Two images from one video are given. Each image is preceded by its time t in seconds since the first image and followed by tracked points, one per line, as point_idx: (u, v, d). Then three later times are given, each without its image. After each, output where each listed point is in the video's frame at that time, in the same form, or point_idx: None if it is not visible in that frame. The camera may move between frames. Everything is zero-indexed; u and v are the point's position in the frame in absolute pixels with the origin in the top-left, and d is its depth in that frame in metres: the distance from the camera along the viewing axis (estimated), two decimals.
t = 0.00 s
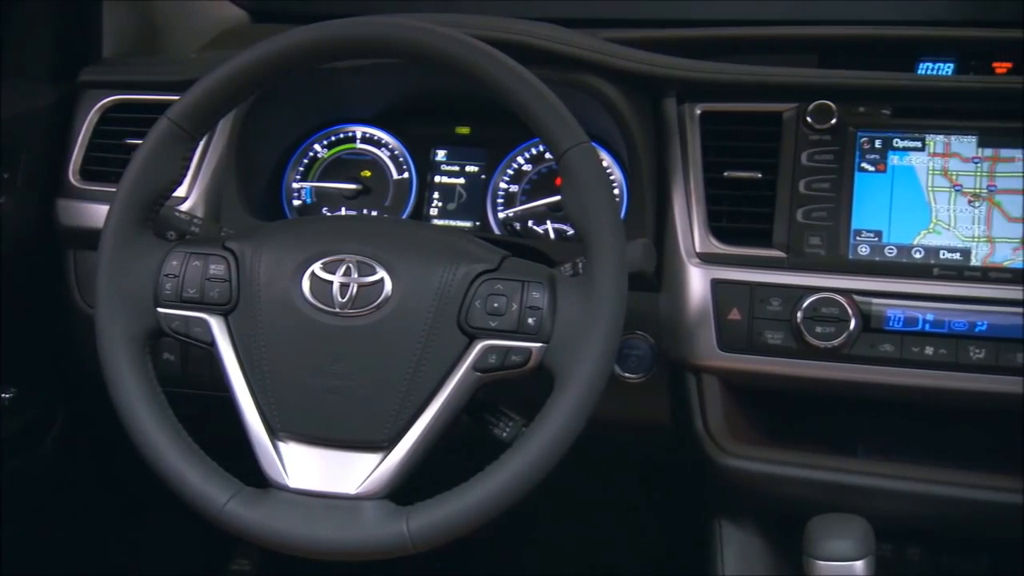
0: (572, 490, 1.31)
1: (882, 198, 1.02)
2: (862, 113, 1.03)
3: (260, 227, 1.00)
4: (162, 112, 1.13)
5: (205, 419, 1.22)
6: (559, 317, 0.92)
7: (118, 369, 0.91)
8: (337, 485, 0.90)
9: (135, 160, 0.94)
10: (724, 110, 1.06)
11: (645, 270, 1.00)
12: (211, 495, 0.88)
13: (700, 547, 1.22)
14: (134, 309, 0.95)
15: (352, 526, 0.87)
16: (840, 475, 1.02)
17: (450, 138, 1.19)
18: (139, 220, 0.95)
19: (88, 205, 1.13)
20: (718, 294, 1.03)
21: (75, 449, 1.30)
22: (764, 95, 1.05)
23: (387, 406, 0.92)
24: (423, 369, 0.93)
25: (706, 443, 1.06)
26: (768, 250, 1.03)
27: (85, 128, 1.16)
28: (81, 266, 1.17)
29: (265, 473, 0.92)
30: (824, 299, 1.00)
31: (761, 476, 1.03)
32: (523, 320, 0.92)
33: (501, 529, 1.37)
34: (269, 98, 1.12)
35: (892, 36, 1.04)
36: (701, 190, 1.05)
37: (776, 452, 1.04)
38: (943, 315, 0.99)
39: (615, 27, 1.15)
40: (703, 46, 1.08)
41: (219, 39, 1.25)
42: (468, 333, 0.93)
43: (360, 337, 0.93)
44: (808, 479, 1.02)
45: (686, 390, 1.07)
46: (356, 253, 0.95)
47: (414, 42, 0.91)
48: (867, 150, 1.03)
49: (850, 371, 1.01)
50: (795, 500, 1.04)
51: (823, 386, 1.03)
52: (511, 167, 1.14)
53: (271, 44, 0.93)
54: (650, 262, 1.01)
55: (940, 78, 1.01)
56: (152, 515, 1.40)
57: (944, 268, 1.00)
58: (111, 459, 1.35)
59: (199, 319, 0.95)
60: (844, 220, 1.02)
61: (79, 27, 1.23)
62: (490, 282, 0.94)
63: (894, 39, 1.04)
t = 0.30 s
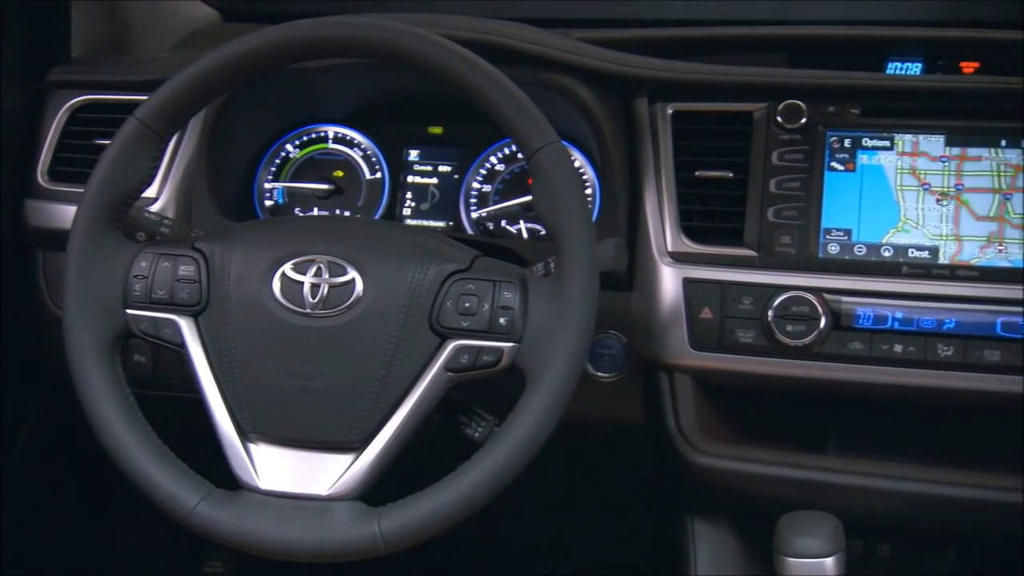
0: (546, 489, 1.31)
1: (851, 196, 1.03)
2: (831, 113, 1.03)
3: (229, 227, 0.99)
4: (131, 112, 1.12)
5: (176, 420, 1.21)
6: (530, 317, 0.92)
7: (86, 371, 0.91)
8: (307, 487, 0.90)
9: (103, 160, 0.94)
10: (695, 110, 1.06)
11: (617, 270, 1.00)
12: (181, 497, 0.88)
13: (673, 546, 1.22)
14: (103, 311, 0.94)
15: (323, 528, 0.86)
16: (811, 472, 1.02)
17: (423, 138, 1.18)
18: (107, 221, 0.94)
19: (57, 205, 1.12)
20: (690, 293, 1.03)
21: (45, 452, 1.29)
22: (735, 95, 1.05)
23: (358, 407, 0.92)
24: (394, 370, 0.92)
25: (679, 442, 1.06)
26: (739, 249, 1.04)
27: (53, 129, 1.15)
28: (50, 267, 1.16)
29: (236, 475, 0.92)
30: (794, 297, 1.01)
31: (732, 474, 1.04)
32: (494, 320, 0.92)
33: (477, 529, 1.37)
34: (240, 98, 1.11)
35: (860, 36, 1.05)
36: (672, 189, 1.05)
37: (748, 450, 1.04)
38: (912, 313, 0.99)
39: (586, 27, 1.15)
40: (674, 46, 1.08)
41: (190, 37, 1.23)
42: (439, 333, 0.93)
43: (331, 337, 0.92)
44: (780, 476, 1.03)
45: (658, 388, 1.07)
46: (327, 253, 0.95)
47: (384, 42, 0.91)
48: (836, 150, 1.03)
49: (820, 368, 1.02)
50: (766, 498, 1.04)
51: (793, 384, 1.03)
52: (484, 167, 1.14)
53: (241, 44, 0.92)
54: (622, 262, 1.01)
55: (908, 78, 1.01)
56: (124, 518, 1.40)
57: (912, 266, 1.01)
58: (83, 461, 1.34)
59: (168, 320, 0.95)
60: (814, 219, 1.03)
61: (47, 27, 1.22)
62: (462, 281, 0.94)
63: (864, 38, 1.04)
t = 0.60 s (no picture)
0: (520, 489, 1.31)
1: (820, 195, 1.03)
2: (800, 112, 1.04)
3: (198, 228, 0.99)
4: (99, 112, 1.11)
5: (146, 422, 1.21)
6: (501, 316, 0.92)
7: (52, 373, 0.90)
8: (277, 488, 0.89)
9: (69, 160, 0.93)
10: (664, 109, 1.07)
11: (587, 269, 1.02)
12: (149, 499, 0.87)
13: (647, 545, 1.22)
14: (70, 312, 0.94)
15: (292, 529, 0.86)
16: (781, 469, 1.03)
17: (394, 138, 1.18)
18: (73, 222, 0.94)
19: (25, 206, 1.11)
20: (661, 292, 1.04)
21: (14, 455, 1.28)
22: (704, 95, 1.06)
23: (328, 408, 0.92)
24: (364, 370, 0.92)
25: (650, 441, 1.06)
26: (709, 248, 1.04)
27: (20, 129, 1.14)
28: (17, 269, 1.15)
29: (205, 477, 0.91)
30: (763, 296, 1.02)
31: (703, 472, 1.04)
32: (464, 320, 0.92)
33: (452, 529, 1.37)
34: (209, 98, 1.11)
35: (828, 37, 1.05)
36: (643, 189, 1.06)
37: (718, 448, 1.05)
38: (880, 311, 1.00)
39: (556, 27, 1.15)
40: (643, 46, 1.08)
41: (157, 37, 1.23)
42: (409, 333, 0.93)
43: (300, 337, 0.92)
44: (750, 474, 1.03)
45: (630, 387, 1.07)
46: (296, 254, 0.95)
47: (352, 42, 0.91)
48: (805, 149, 1.04)
49: (790, 366, 1.02)
50: (737, 495, 1.04)
51: (763, 382, 1.04)
52: (455, 167, 1.14)
53: (207, 44, 0.92)
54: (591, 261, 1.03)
55: (876, 78, 1.02)
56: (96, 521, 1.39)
57: (880, 265, 1.01)
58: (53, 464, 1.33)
59: (136, 322, 0.94)
60: (783, 218, 1.03)
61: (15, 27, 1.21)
62: (432, 281, 0.93)
63: (832, 39, 1.05)
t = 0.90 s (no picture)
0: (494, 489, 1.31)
1: (789, 194, 1.04)
2: (769, 112, 1.05)
3: (166, 229, 0.98)
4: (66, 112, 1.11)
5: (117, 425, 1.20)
6: (471, 316, 0.92)
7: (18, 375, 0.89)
8: (247, 490, 0.89)
9: (34, 161, 0.92)
10: (635, 109, 1.07)
11: (558, 269, 1.04)
12: (117, 503, 0.87)
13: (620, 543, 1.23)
14: (36, 314, 0.93)
15: (263, 531, 0.86)
16: (753, 467, 1.03)
17: (365, 137, 1.17)
18: (38, 223, 0.93)
19: None
20: (632, 291, 1.04)
21: None
22: (675, 95, 1.06)
23: (298, 409, 0.91)
24: (335, 371, 0.92)
25: (622, 440, 1.07)
26: (680, 247, 1.05)
27: None
28: None
29: (175, 479, 0.91)
30: (733, 294, 1.02)
31: (675, 471, 1.04)
32: (435, 320, 0.92)
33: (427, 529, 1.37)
34: (178, 98, 1.10)
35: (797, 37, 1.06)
36: (614, 188, 1.06)
37: (690, 446, 1.05)
38: (849, 309, 1.00)
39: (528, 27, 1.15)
40: (613, 45, 1.08)
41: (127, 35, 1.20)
42: (380, 334, 0.92)
43: (271, 339, 0.92)
44: (721, 472, 1.04)
45: (602, 387, 1.07)
46: (265, 254, 0.94)
47: (321, 42, 0.91)
48: (774, 148, 1.05)
49: (760, 364, 1.03)
50: (709, 493, 1.05)
51: (734, 380, 1.04)
52: (427, 167, 1.13)
53: (175, 43, 0.91)
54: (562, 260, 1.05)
55: (845, 77, 1.03)
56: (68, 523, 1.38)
57: (848, 263, 1.02)
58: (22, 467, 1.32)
59: (104, 323, 0.94)
60: (752, 217, 1.04)
61: None
62: (402, 281, 0.93)
63: (802, 38, 1.06)
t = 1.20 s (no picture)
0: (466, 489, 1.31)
1: (757, 193, 1.04)
2: (736, 111, 1.05)
3: (131, 230, 0.97)
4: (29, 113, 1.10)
5: (84, 427, 1.19)
6: (439, 316, 0.92)
7: None
8: (214, 493, 0.88)
9: None
10: (603, 109, 1.07)
11: (527, 269, 1.07)
12: (81, 507, 0.86)
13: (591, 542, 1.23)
14: None
15: (230, 534, 0.85)
16: (722, 465, 1.03)
17: (333, 138, 1.17)
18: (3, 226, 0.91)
19: None
20: (602, 290, 1.04)
21: None
22: (643, 95, 1.06)
23: (265, 411, 0.91)
24: (302, 372, 0.91)
25: (592, 439, 1.07)
26: (648, 246, 1.05)
27: None
28: None
29: (140, 482, 0.90)
30: (702, 293, 1.02)
31: (644, 469, 1.05)
32: (403, 320, 0.92)
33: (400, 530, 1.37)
34: (144, 98, 1.10)
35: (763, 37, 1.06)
36: (583, 188, 1.06)
37: (659, 444, 1.06)
38: (816, 307, 1.01)
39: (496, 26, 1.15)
40: (581, 45, 1.08)
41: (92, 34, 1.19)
42: (348, 334, 0.92)
43: (238, 340, 0.91)
44: (689, 471, 1.04)
45: (571, 386, 1.08)
46: (231, 255, 0.93)
47: (285, 41, 0.90)
48: (741, 147, 1.05)
49: (728, 362, 1.03)
50: (677, 491, 1.05)
51: (702, 379, 1.04)
52: (397, 167, 1.13)
53: (138, 43, 0.91)
54: (533, 260, 1.08)
55: (812, 76, 1.03)
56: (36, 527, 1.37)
57: (815, 261, 1.02)
58: None
59: (68, 325, 0.93)
60: (720, 216, 1.05)
61: None
62: (370, 281, 0.93)
63: (768, 38, 1.05)
